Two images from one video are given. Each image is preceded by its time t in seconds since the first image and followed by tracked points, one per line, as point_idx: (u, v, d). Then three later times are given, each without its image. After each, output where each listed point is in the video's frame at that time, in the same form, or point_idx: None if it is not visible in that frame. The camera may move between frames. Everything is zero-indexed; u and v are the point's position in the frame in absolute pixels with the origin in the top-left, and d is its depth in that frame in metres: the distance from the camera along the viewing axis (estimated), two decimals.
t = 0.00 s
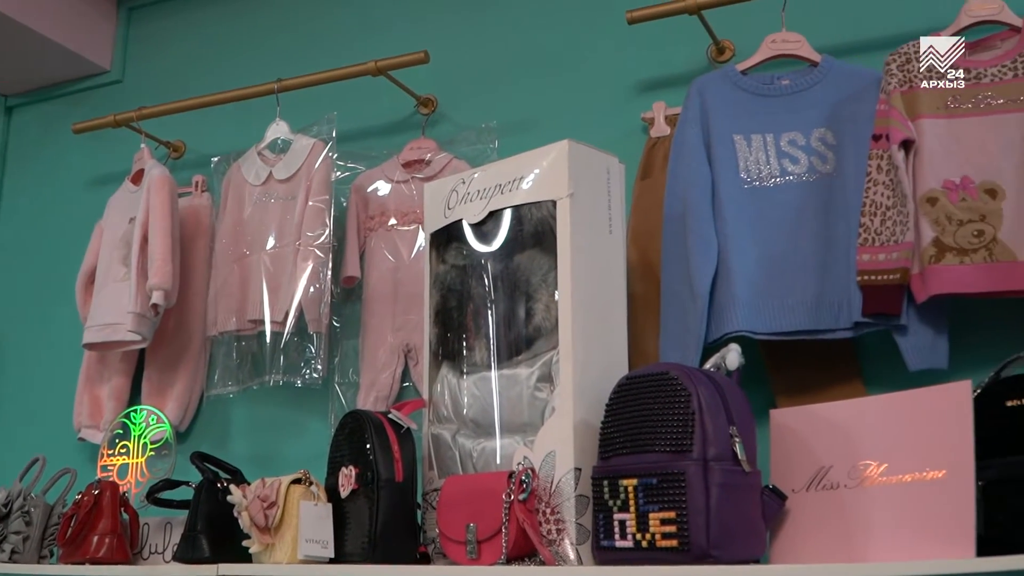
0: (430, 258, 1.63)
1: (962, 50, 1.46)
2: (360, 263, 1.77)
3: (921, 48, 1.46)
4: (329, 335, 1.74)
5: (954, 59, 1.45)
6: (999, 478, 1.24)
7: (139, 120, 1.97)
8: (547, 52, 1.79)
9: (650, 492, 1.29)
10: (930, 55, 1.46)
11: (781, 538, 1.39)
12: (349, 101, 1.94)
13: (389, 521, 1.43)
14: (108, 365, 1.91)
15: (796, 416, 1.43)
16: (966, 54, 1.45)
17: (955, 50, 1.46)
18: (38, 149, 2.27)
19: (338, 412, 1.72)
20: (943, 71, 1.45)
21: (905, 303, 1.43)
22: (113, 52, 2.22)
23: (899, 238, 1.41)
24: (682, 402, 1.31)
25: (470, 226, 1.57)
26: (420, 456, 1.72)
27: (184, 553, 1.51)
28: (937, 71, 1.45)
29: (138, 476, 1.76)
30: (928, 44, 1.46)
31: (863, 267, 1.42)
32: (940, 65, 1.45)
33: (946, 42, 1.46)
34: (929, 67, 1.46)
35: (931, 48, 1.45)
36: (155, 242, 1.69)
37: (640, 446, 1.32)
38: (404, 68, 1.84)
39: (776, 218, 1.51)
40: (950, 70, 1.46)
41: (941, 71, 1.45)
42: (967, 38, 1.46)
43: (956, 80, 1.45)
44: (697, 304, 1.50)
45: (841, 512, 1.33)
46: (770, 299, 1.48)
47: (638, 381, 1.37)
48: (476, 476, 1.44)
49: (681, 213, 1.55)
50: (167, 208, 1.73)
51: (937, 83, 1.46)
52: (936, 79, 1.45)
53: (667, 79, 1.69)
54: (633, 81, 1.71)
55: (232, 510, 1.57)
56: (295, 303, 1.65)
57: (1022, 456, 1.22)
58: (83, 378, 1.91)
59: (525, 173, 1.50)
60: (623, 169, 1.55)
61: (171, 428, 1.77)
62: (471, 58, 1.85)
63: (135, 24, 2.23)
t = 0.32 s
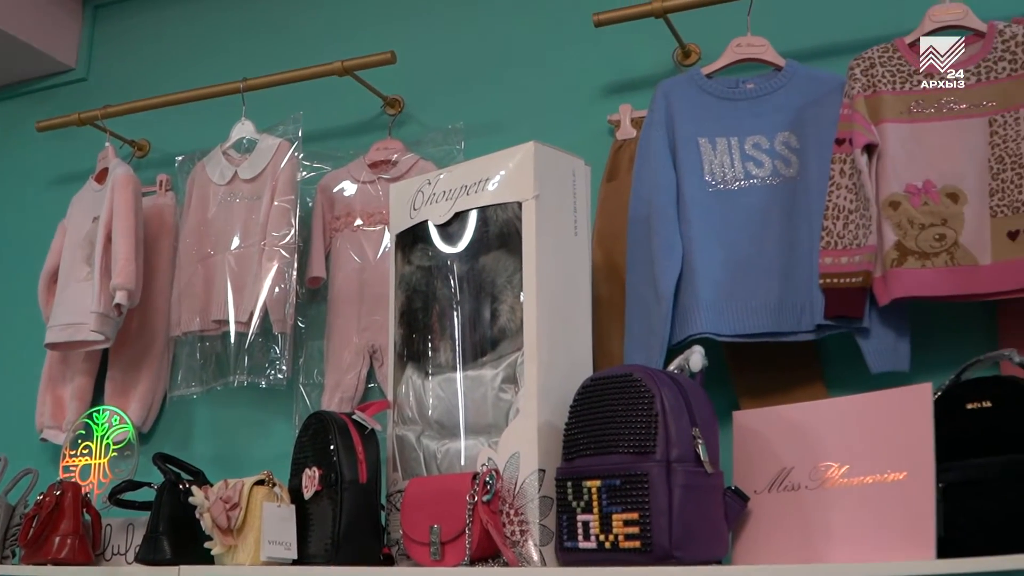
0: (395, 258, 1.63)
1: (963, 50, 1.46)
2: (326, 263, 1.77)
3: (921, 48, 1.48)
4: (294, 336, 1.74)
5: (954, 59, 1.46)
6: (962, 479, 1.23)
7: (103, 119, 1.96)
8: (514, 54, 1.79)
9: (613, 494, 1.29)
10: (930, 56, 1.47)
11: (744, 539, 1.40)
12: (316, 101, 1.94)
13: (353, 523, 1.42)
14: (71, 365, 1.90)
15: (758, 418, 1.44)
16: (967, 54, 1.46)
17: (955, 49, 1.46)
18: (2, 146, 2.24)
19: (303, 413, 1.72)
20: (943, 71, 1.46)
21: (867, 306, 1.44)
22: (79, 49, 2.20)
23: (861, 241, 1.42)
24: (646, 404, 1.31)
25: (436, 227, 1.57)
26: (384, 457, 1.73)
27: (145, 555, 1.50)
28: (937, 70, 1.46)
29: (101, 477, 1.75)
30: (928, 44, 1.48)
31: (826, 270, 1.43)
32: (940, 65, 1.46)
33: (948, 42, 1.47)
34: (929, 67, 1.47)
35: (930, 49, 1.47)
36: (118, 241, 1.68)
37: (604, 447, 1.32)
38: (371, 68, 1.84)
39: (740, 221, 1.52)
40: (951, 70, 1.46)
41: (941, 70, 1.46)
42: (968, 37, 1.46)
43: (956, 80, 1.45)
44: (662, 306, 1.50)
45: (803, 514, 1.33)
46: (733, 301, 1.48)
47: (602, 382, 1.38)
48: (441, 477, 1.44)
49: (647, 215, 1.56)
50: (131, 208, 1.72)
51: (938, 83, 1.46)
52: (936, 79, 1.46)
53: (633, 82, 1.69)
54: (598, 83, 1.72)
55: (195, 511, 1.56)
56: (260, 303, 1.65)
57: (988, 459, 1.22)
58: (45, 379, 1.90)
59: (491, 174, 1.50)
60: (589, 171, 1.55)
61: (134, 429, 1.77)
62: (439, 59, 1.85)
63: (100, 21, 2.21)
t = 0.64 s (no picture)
0: (361, 259, 1.63)
1: (963, 50, 1.44)
2: (292, 263, 1.77)
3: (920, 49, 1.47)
4: (259, 336, 1.73)
5: (954, 59, 1.45)
6: (922, 482, 1.25)
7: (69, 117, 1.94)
8: (481, 55, 1.80)
9: (577, 495, 1.29)
10: (931, 55, 1.47)
11: (708, 540, 1.41)
12: (283, 101, 1.94)
13: (317, 525, 1.42)
14: (34, 364, 1.89)
15: (721, 419, 1.45)
16: (966, 53, 1.44)
17: (955, 49, 1.45)
18: None
19: (267, 414, 1.72)
20: (943, 71, 1.46)
21: (831, 309, 1.45)
22: (45, 46, 2.19)
23: (825, 245, 1.43)
24: (611, 405, 1.31)
25: (402, 228, 1.57)
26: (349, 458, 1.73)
27: (109, 556, 1.49)
28: (936, 71, 1.46)
29: (64, 477, 1.73)
30: (928, 44, 1.47)
31: (790, 273, 1.43)
32: (939, 65, 1.46)
33: (948, 41, 1.46)
34: (928, 67, 1.47)
35: (930, 49, 1.47)
36: (83, 239, 1.68)
37: (568, 449, 1.33)
38: (338, 68, 1.83)
39: (705, 224, 1.53)
40: (951, 70, 1.46)
41: (940, 70, 1.46)
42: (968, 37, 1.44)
43: (956, 80, 1.45)
44: (627, 307, 1.51)
45: (766, 516, 1.34)
46: (698, 304, 1.49)
47: (567, 384, 1.38)
48: (406, 478, 1.44)
49: (613, 218, 1.57)
50: (96, 207, 1.71)
51: (939, 83, 1.46)
52: (936, 79, 1.46)
53: (599, 85, 1.70)
54: (564, 85, 1.72)
55: (159, 512, 1.55)
56: (225, 304, 1.64)
57: (948, 461, 1.24)
58: (8, 378, 1.88)
59: (458, 175, 1.51)
60: (555, 173, 1.56)
61: (98, 429, 1.75)
62: (406, 59, 1.85)
63: (66, 19, 2.19)
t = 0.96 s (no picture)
0: (327, 259, 1.63)
1: (963, 50, 1.42)
2: (256, 263, 1.76)
3: (920, 49, 1.47)
4: (223, 336, 1.73)
5: (953, 59, 1.43)
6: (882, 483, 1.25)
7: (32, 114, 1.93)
8: (448, 56, 1.80)
9: (541, 496, 1.29)
10: (931, 55, 1.46)
11: (670, 541, 1.42)
12: (250, 101, 1.93)
13: (278, 528, 1.41)
14: None
15: (683, 421, 1.45)
16: (965, 53, 1.42)
17: (955, 49, 1.43)
18: None
19: (231, 414, 1.72)
20: (943, 71, 1.45)
21: (793, 312, 1.46)
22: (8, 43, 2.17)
23: (787, 248, 1.44)
24: (575, 407, 1.31)
25: (368, 228, 1.57)
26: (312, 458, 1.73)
27: (70, 556, 1.48)
28: (935, 71, 1.45)
29: (25, 477, 1.72)
30: (929, 44, 1.46)
31: (753, 276, 1.45)
32: (938, 65, 1.45)
33: (949, 40, 1.44)
34: (927, 67, 1.46)
35: (930, 48, 1.46)
36: (45, 238, 1.66)
37: (532, 450, 1.33)
38: (304, 68, 1.83)
39: (670, 226, 1.54)
40: (952, 70, 1.44)
41: (940, 69, 1.45)
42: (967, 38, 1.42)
43: (957, 80, 1.43)
44: (592, 309, 1.52)
45: (727, 517, 1.35)
46: (662, 306, 1.50)
47: (532, 385, 1.38)
48: (369, 479, 1.44)
49: (579, 220, 1.57)
50: (58, 205, 1.70)
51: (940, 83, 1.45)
52: (936, 79, 1.45)
53: (565, 87, 1.71)
54: (530, 87, 1.73)
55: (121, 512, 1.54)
56: (188, 304, 1.64)
57: (909, 462, 1.25)
58: None
59: (424, 176, 1.51)
60: (521, 174, 1.56)
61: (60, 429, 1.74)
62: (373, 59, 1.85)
63: (30, 15, 2.17)
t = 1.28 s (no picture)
0: (290, 259, 1.62)
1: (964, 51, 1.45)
2: (218, 262, 1.76)
3: (921, 48, 1.46)
4: (183, 335, 1.72)
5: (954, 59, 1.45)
6: (841, 484, 1.28)
7: None
8: (412, 56, 1.79)
9: (502, 497, 1.29)
10: (931, 54, 1.45)
11: (630, 542, 1.42)
12: (213, 99, 1.92)
13: (238, 529, 1.40)
14: None
15: (644, 421, 1.46)
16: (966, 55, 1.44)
17: (954, 51, 1.46)
18: None
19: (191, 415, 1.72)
20: (943, 70, 1.44)
21: (754, 314, 1.48)
22: None
23: (749, 250, 1.45)
24: (536, 407, 1.32)
25: (331, 228, 1.57)
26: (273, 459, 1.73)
27: (28, 557, 1.47)
28: (938, 70, 1.44)
29: None
30: (928, 45, 1.46)
31: (714, 278, 1.45)
32: (941, 63, 1.45)
33: (947, 43, 1.46)
34: (930, 66, 1.45)
35: (930, 48, 1.46)
36: (4, 236, 1.65)
37: (493, 451, 1.33)
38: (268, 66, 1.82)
39: (633, 228, 1.55)
40: (951, 71, 1.45)
41: (941, 69, 1.44)
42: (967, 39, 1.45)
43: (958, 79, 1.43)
44: (555, 310, 1.52)
45: (685, 517, 1.36)
46: (624, 307, 1.51)
47: (493, 386, 1.38)
48: (330, 480, 1.43)
49: (543, 221, 1.57)
50: (18, 203, 1.68)
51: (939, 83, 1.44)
52: (937, 78, 1.44)
53: (529, 88, 1.71)
54: (494, 88, 1.73)
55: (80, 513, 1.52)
56: (148, 303, 1.63)
57: (868, 464, 1.26)
58: None
59: (387, 176, 1.51)
60: (485, 175, 1.56)
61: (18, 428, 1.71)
62: (337, 59, 1.84)
63: None
